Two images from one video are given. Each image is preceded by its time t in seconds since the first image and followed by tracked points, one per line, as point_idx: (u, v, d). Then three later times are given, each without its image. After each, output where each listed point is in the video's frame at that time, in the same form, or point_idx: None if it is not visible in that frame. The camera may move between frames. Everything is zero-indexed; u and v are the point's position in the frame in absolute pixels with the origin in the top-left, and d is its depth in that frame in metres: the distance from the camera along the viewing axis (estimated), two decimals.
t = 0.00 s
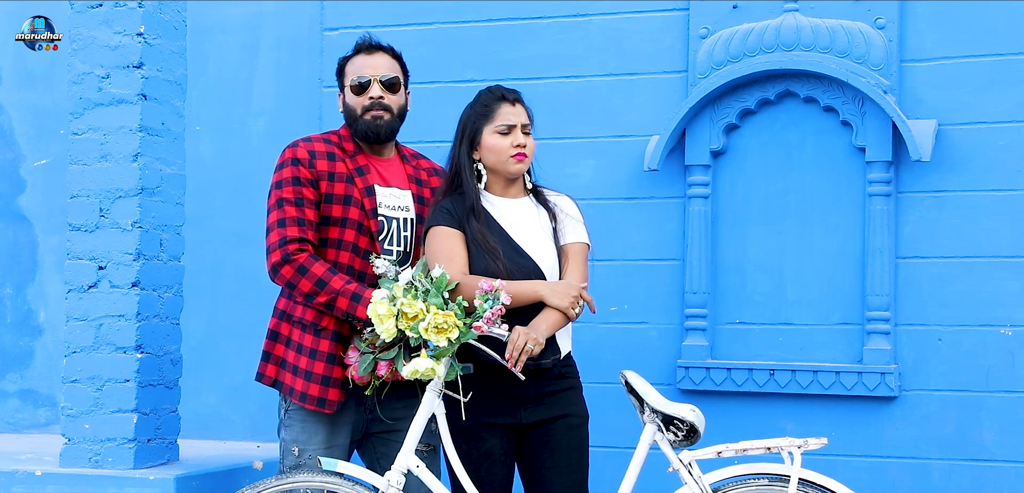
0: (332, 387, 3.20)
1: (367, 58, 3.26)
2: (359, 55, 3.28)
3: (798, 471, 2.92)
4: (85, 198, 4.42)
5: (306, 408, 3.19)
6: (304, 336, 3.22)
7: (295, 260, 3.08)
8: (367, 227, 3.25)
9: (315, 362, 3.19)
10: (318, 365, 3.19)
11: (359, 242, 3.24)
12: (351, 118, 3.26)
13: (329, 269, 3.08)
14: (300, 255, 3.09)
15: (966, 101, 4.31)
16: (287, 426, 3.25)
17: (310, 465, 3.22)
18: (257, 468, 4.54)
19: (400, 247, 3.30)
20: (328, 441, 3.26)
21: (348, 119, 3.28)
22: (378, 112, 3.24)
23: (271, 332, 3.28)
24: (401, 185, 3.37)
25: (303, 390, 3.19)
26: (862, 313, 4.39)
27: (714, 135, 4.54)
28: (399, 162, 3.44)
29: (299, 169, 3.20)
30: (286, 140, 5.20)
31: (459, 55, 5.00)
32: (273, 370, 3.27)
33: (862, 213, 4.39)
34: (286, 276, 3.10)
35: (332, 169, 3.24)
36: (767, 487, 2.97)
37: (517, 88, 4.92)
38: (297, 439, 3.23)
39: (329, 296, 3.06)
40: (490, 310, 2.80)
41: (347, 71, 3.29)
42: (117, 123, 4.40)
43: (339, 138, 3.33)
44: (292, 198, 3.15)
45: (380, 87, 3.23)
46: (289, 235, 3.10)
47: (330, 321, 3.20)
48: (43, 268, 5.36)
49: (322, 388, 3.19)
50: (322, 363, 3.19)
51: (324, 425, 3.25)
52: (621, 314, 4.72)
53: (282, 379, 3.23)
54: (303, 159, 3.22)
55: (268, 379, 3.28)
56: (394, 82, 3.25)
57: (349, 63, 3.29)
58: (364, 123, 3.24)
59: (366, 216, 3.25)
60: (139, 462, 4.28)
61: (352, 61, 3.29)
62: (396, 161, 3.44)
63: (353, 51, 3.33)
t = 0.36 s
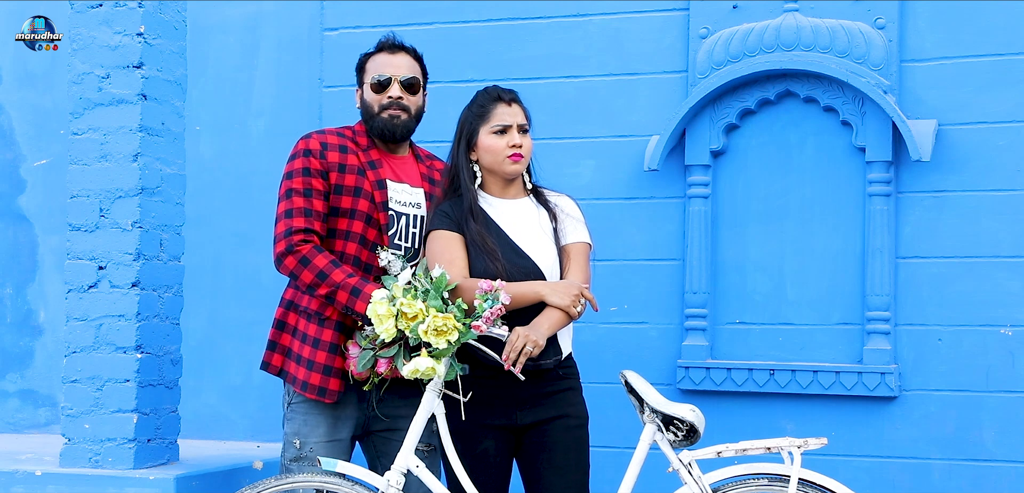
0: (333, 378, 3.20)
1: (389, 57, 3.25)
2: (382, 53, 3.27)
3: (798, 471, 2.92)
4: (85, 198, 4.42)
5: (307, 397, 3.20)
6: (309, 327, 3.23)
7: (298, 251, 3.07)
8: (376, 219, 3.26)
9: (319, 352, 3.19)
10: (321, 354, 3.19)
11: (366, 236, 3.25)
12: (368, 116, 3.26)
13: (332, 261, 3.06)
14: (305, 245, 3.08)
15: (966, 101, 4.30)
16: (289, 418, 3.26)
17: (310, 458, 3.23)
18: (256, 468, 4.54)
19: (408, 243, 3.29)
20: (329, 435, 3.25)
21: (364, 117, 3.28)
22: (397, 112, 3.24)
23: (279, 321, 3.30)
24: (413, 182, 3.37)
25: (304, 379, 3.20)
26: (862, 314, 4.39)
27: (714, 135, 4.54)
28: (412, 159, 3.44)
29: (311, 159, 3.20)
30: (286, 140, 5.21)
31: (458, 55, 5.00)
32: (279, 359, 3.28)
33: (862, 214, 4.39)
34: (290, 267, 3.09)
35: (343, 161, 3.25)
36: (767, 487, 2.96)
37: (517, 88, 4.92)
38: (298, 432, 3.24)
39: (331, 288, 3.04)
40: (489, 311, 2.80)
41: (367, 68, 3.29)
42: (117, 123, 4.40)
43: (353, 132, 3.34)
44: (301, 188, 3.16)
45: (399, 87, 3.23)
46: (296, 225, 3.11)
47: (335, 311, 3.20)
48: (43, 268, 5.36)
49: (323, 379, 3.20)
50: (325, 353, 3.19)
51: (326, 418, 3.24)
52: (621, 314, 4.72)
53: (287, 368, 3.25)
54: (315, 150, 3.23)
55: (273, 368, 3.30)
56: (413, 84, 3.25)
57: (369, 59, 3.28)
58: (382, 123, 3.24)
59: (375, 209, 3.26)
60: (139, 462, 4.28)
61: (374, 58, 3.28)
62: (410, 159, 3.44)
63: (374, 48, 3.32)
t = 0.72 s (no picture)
0: (334, 385, 3.20)
1: (408, 70, 3.25)
2: (400, 63, 3.25)
3: (798, 471, 2.92)
4: (85, 198, 4.42)
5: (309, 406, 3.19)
6: (307, 335, 3.22)
7: (291, 261, 3.08)
8: (369, 223, 3.25)
9: (318, 360, 3.19)
10: (321, 362, 3.19)
11: (360, 240, 3.24)
12: (374, 123, 3.24)
13: (326, 269, 3.07)
14: (297, 256, 3.09)
15: (966, 101, 4.30)
16: (292, 425, 3.24)
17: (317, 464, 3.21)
18: (256, 468, 4.54)
19: (401, 244, 3.30)
20: (334, 439, 3.25)
21: (368, 122, 3.26)
22: (403, 127, 3.25)
23: (275, 330, 3.29)
24: (403, 183, 3.38)
25: (306, 388, 3.19)
26: (862, 314, 4.39)
27: (714, 135, 4.54)
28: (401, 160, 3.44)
29: (299, 168, 3.19)
30: (286, 140, 5.20)
31: (459, 55, 5.00)
32: (277, 367, 3.27)
33: (862, 214, 4.39)
34: (284, 278, 3.10)
35: (332, 167, 3.24)
36: (767, 488, 2.97)
37: (517, 88, 4.92)
38: (302, 437, 3.22)
39: (326, 297, 3.06)
40: (489, 310, 2.80)
41: (380, 72, 3.24)
42: (117, 123, 4.40)
43: (341, 135, 3.32)
44: (291, 197, 3.15)
45: (410, 104, 3.24)
46: (286, 236, 3.11)
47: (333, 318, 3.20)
48: (43, 268, 5.36)
49: (324, 386, 3.19)
50: (324, 361, 3.19)
51: (331, 423, 3.25)
52: (621, 314, 4.72)
53: (286, 377, 3.24)
54: (302, 157, 3.21)
55: (272, 377, 3.29)
56: (423, 104, 3.29)
57: (385, 66, 3.24)
58: (388, 135, 3.24)
59: (367, 212, 3.25)
60: (139, 462, 4.28)
61: (391, 64, 3.24)
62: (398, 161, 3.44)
63: (389, 51, 3.28)
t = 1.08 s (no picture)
0: (342, 396, 3.22)
1: (387, 74, 3.23)
2: (380, 67, 3.23)
3: (798, 471, 2.92)
4: (85, 198, 4.42)
5: (317, 419, 3.20)
6: (307, 350, 3.21)
7: (276, 277, 3.08)
8: (362, 232, 3.25)
9: (320, 374, 3.20)
10: (326, 376, 3.19)
11: (354, 250, 3.24)
12: (357, 130, 3.22)
13: (311, 277, 3.09)
14: (280, 270, 3.09)
15: (967, 101, 4.30)
16: (292, 427, 3.22)
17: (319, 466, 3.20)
18: (256, 468, 4.54)
19: (394, 245, 3.31)
20: (335, 440, 3.24)
21: (350, 128, 3.23)
22: (385, 132, 3.25)
23: (271, 347, 3.27)
24: (387, 183, 3.37)
25: (312, 403, 3.19)
26: (862, 314, 4.39)
27: (714, 135, 4.54)
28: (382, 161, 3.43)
29: (281, 185, 3.17)
30: (286, 140, 5.20)
31: (459, 55, 5.00)
32: (272, 384, 3.23)
33: (862, 214, 4.39)
34: (270, 294, 3.10)
35: (316, 182, 3.21)
36: (767, 487, 2.97)
37: (517, 88, 4.92)
38: (305, 439, 3.21)
39: (317, 304, 3.07)
40: (490, 310, 2.80)
41: (361, 77, 3.21)
42: (117, 123, 4.40)
43: (319, 145, 3.29)
44: (275, 216, 3.14)
45: (393, 108, 3.23)
46: (270, 256, 3.10)
47: (334, 331, 3.21)
48: (43, 268, 5.36)
49: (333, 399, 3.21)
50: (330, 374, 3.20)
51: (334, 425, 3.24)
52: (621, 314, 4.72)
53: (283, 394, 3.21)
54: (285, 174, 3.18)
55: (268, 394, 3.25)
56: (402, 107, 3.28)
57: (365, 71, 3.21)
58: (371, 140, 3.23)
59: (358, 222, 3.24)
60: (139, 462, 4.28)
61: (371, 68, 3.22)
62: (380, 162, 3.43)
63: (366, 54, 3.25)
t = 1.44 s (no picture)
0: (332, 395, 3.21)
1: (370, 71, 3.22)
2: (362, 65, 3.22)
3: (798, 472, 2.92)
4: (85, 198, 4.42)
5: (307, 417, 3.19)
6: (297, 347, 3.21)
7: (288, 264, 3.05)
8: (350, 229, 3.25)
9: (313, 372, 3.19)
10: (316, 373, 3.19)
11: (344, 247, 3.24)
12: (344, 130, 3.20)
13: (322, 253, 3.08)
14: (290, 256, 3.06)
15: (967, 101, 4.31)
16: (290, 427, 3.22)
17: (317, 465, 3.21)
18: (257, 468, 4.54)
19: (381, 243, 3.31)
20: (333, 439, 3.24)
21: (336, 129, 3.21)
22: (373, 131, 3.23)
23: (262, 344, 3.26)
24: (370, 180, 3.36)
25: (303, 401, 3.18)
26: (862, 314, 4.39)
27: (714, 135, 4.54)
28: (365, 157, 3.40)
29: (274, 182, 3.15)
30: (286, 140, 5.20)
31: (459, 56, 5.00)
32: (264, 381, 3.22)
33: (862, 213, 4.39)
34: (286, 283, 3.07)
35: (305, 178, 3.20)
36: (768, 487, 2.97)
37: (517, 88, 4.92)
38: (302, 439, 3.21)
39: (336, 274, 3.05)
40: (492, 310, 2.80)
41: (344, 77, 3.20)
42: (117, 123, 4.40)
43: (303, 143, 3.28)
44: (274, 211, 3.13)
45: (377, 105, 3.22)
46: (278, 248, 3.08)
47: (324, 328, 3.21)
48: (43, 268, 5.36)
49: (323, 397, 3.19)
50: (320, 372, 3.19)
51: (331, 424, 3.24)
52: (621, 314, 4.72)
53: (275, 391, 3.20)
54: (275, 172, 3.17)
55: (260, 391, 3.24)
56: (387, 104, 3.27)
57: (347, 70, 3.20)
58: (359, 140, 3.21)
59: (347, 218, 3.24)
60: (139, 462, 4.28)
61: (353, 67, 3.21)
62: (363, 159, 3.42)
63: (346, 53, 3.24)
